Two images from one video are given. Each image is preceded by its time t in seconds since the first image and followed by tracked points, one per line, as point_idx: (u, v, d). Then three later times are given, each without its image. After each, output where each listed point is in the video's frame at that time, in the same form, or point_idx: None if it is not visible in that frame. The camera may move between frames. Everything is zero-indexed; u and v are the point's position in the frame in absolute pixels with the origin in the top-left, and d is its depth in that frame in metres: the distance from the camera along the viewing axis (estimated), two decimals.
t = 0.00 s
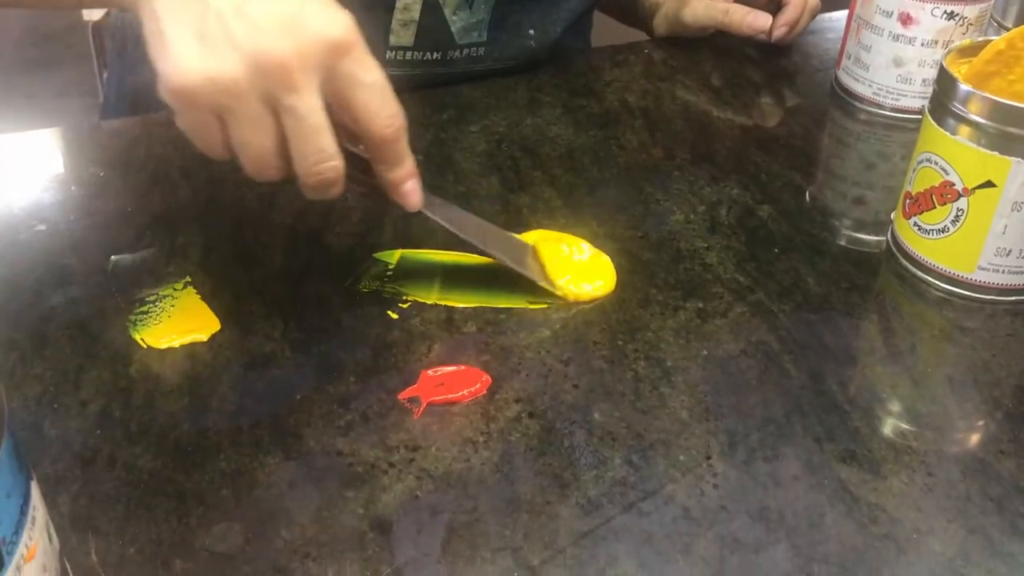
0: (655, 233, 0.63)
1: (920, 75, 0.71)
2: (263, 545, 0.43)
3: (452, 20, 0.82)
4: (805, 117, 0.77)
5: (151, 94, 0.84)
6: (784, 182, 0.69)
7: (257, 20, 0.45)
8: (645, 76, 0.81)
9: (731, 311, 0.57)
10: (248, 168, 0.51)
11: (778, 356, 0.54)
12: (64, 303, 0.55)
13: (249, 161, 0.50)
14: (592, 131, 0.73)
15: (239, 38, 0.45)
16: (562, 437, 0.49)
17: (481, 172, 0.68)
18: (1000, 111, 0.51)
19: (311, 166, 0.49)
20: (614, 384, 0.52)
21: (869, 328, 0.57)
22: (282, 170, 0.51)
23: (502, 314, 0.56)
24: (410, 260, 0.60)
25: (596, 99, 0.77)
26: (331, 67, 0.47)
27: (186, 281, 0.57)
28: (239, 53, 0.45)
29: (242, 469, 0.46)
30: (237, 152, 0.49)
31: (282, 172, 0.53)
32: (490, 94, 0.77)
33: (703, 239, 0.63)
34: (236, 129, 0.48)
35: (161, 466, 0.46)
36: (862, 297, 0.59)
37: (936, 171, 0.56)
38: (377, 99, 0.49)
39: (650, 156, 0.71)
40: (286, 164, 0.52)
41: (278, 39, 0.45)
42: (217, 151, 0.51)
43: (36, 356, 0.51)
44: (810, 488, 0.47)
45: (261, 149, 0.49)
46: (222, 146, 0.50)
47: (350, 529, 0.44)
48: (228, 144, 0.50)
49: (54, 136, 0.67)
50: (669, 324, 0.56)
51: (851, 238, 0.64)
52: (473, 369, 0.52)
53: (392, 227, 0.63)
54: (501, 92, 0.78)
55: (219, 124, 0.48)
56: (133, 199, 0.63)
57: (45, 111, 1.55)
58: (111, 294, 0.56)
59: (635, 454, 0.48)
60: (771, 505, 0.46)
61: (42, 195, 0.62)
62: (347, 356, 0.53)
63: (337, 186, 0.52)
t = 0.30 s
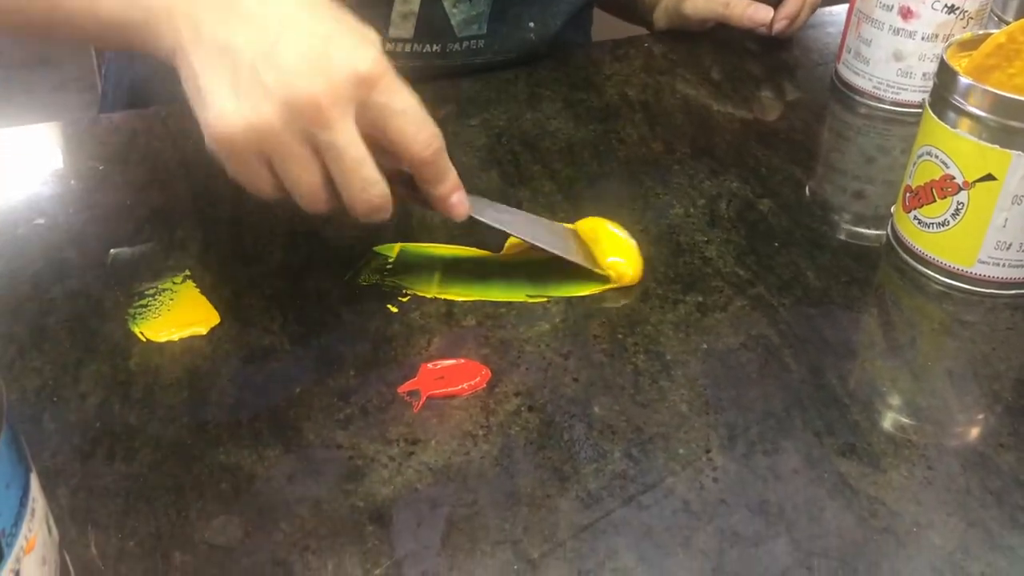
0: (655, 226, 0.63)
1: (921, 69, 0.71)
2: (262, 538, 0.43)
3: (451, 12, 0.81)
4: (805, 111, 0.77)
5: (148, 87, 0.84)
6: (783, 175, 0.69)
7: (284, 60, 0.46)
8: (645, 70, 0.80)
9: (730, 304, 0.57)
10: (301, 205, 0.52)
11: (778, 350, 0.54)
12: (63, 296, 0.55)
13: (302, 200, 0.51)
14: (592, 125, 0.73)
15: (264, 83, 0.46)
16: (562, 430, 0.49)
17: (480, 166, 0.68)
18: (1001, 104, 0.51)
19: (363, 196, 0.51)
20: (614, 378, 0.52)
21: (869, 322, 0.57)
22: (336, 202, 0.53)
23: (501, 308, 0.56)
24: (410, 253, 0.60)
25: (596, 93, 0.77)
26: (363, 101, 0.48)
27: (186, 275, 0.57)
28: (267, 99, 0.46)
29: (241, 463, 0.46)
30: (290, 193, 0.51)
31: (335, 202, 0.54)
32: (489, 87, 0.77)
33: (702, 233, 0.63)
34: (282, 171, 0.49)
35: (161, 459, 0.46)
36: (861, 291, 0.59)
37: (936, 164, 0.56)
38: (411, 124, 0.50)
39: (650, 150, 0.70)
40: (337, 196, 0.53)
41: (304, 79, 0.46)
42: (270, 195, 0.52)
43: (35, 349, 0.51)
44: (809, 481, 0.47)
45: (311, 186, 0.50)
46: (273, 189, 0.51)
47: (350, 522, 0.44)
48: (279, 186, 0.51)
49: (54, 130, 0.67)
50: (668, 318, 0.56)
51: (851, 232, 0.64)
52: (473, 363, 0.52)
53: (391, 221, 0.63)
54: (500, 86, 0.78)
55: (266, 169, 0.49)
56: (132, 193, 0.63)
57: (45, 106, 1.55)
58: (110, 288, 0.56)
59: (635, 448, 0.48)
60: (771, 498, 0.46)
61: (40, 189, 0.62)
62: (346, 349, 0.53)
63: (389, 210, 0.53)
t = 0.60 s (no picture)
0: (656, 224, 0.63)
1: (922, 65, 0.71)
2: (264, 535, 0.43)
3: (451, 8, 0.81)
4: (806, 108, 0.77)
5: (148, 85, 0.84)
6: (784, 172, 0.69)
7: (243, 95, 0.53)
8: (646, 67, 0.81)
9: (731, 302, 0.57)
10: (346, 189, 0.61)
11: (779, 347, 0.54)
12: (64, 292, 0.55)
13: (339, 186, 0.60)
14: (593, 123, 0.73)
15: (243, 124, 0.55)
16: (563, 427, 0.49)
17: (481, 163, 0.68)
18: (1003, 101, 0.51)
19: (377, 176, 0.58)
20: (615, 375, 0.52)
21: (870, 319, 0.57)
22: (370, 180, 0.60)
23: (503, 305, 0.56)
24: (411, 251, 0.60)
25: (597, 90, 0.77)
26: (313, 114, 0.53)
27: (187, 272, 0.57)
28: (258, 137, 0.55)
29: (243, 460, 0.46)
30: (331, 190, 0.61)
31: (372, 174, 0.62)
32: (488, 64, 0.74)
33: (704, 230, 0.63)
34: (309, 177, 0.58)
35: (163, 456, 0.46)
36: (863, 288, 0.59)
37: (939, 161, 0.56)
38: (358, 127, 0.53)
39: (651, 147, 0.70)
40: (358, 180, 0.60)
41: (267, 106, 0.53)
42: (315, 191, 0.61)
43: (36, 346, 0.51)
44: (810, 478, 0.47)
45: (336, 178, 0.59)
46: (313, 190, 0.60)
47: (352, 519, 0.44)
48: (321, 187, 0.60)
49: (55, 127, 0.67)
50: (669, 315, 0.56)
51: (851, 229, 0.64)
52: (474, 360, 0.52)
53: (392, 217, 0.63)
54: (502, 83, 0.78)
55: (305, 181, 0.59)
56: (133, 190, 0.63)
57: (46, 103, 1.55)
58: (111, 284, 0.56)
59: (636, 445, 0.48)
60: (772, 495, 0.46)
61: (40, 187, 0.62)
62: (348, 346, 0.53)
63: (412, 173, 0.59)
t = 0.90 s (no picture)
0: (659, 221, 0.63)
1: (925, 63, 0.71)
2: (268, 530, 0.43)
3: None
4: (809, 106, 0.77)
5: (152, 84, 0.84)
6: (787, 169, 0.69)
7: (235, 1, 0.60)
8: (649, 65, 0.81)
9: (733, 299, 0.57)
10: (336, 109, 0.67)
11: (781, 344, 0.54)
12: (69, 289, 0.55)
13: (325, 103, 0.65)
14: (596, 121, 0.73)
15: (237, 31, 0.61)
16: (565, 423, 0.49)
17: (484, 161, 0.69)
18: (1004, 98, 0.51)
19: (354, 84, 0.62)
20: (617, 371, 0.52)
21: (872, 316, 0.57)
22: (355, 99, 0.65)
23: (506, 302, 0.57)
24: (414, 248, 0.60)
25: (600, 88, 0.77)
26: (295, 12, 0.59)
27: (191, 269, 0.57)
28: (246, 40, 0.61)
29: (247, 456, 0.46)
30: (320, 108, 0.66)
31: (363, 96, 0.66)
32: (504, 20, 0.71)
33: (706, 227, 0.63)
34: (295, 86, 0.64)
35: (167, 451, 0.46)
36: (865, 286, 0.59)
37: (940, 159, 0.56)
38: (333, 18, 0.58)
39: (654, 144, 0.71)
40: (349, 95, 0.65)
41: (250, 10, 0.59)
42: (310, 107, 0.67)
43: (40, 343, 0.52)
44: (812, 474, 0.47)
45: (320, 88, 0.64)
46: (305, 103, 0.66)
47: (355, 514, 0.44)
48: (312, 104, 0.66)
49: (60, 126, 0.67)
50: (672, 312, 0.56)
51: (854, 227, 0.64)
52: (477, 356, 0.53)
53: (396, 215, 0.63)
54: (505, 81, 0.78)
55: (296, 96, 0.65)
56: (137, 187, 0.63)
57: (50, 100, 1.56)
58: (116, 281, 0.56)
59: (638, 441, 0.48)
60: (773, 491, 0.46)
61: (45, 184, 0.62)
62: (351, 342, 0.53)
63: (394, 87, 0.63)
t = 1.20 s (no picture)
0: (660, 220, 0.64)
1: (926, 62, 0.71)
2: (273, 525, 0.44)
3: None
4: (811, 104, 0.78)
5: (157, 83, 0.84)
6: (788, 168, 0.70)
7: None
8: (652, 64, 0.81)
9: (735, 297, 0.58)
10: (379, 85, 0.66)
11: (781, 342, 0.55)
12: (75, 287, 0.56)
13: (368, 78, 0.64)
14: (598, 119, 0.74)
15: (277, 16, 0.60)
16: (567, 421, 0.49)
17: (487, 160, 0.69)
18: (1004, 98, 0.52)
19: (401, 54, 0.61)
20: (619, 369, 0.53)
21: (873, 315, 0.57)
22: (401, 72, 0.64)
23: (508, 300, 0.57)
24: (417, 246, 0.61)
25: (603, 86, 0.78)
26: None
27: (196, 267, 0.58)
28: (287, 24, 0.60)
29: (252, 452, 0.47)
30: (363, 84, 0.65)
31: (408, 71, 0.65)
32: None
33: (708, 226, 0.63)
34: (335, 66, 0.64)
35: (173, 447, 0.47)
36: (865, 284, 0.59)
37: (941, 158, 0.56)
38: None
39: (656, 142, 0.71)
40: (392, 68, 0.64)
41: None
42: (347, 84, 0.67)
43: (47, 340, 0.52)
44: (812, 471, 0.47)
45: (363, 67, 0.64)
46: (343, 80, 0.66)
47: (359, 509, 0.45)
48: (355, 79, 0.65)
49: (64, 125, 0.68)
50: (673, 310, 0.57)
51: (854, 225, 0.65)
52: (480, 354, 0.53)
53: (399, 213, 0.63)
54: (508, 80, 0.78)
55: (338, 71, 0.64)
56: (143, 185, 0.64)
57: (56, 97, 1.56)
58: (122, 279, 0.56)
59: (639, 438, 0.49)
60: (773, 488, 0.47)
61: (51, 182, 0.63)
62: (355, 340, 0.53)
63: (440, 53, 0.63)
